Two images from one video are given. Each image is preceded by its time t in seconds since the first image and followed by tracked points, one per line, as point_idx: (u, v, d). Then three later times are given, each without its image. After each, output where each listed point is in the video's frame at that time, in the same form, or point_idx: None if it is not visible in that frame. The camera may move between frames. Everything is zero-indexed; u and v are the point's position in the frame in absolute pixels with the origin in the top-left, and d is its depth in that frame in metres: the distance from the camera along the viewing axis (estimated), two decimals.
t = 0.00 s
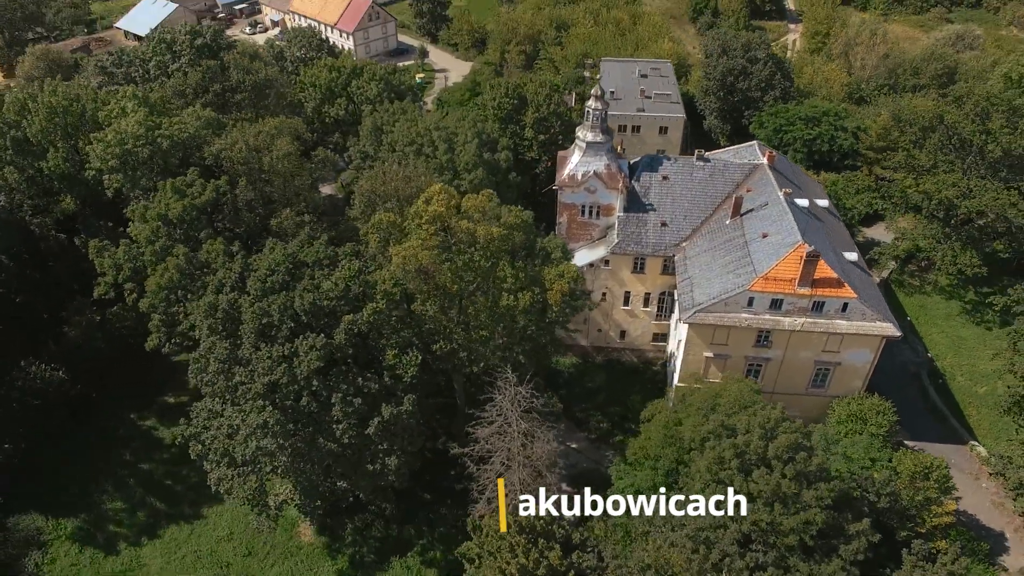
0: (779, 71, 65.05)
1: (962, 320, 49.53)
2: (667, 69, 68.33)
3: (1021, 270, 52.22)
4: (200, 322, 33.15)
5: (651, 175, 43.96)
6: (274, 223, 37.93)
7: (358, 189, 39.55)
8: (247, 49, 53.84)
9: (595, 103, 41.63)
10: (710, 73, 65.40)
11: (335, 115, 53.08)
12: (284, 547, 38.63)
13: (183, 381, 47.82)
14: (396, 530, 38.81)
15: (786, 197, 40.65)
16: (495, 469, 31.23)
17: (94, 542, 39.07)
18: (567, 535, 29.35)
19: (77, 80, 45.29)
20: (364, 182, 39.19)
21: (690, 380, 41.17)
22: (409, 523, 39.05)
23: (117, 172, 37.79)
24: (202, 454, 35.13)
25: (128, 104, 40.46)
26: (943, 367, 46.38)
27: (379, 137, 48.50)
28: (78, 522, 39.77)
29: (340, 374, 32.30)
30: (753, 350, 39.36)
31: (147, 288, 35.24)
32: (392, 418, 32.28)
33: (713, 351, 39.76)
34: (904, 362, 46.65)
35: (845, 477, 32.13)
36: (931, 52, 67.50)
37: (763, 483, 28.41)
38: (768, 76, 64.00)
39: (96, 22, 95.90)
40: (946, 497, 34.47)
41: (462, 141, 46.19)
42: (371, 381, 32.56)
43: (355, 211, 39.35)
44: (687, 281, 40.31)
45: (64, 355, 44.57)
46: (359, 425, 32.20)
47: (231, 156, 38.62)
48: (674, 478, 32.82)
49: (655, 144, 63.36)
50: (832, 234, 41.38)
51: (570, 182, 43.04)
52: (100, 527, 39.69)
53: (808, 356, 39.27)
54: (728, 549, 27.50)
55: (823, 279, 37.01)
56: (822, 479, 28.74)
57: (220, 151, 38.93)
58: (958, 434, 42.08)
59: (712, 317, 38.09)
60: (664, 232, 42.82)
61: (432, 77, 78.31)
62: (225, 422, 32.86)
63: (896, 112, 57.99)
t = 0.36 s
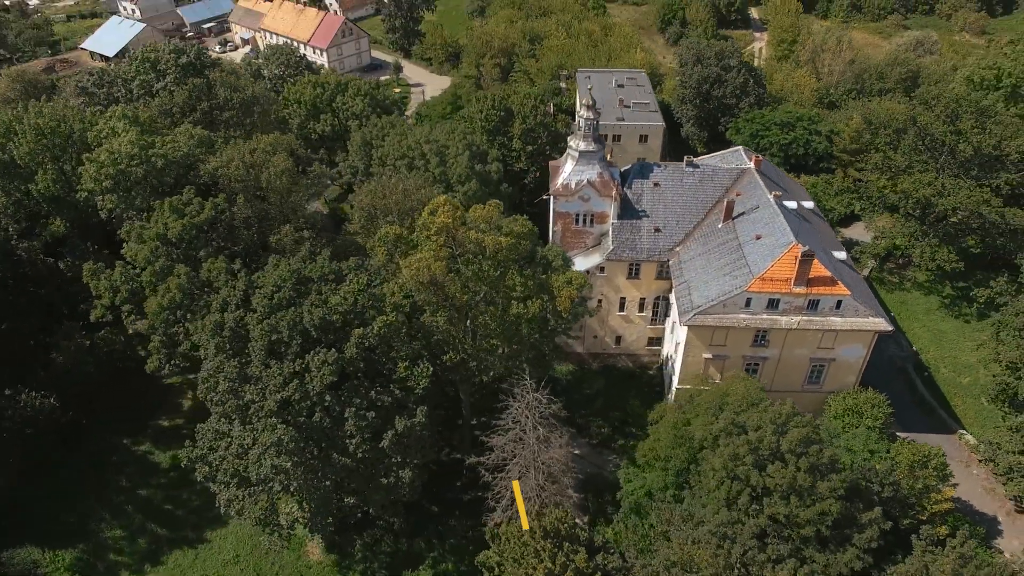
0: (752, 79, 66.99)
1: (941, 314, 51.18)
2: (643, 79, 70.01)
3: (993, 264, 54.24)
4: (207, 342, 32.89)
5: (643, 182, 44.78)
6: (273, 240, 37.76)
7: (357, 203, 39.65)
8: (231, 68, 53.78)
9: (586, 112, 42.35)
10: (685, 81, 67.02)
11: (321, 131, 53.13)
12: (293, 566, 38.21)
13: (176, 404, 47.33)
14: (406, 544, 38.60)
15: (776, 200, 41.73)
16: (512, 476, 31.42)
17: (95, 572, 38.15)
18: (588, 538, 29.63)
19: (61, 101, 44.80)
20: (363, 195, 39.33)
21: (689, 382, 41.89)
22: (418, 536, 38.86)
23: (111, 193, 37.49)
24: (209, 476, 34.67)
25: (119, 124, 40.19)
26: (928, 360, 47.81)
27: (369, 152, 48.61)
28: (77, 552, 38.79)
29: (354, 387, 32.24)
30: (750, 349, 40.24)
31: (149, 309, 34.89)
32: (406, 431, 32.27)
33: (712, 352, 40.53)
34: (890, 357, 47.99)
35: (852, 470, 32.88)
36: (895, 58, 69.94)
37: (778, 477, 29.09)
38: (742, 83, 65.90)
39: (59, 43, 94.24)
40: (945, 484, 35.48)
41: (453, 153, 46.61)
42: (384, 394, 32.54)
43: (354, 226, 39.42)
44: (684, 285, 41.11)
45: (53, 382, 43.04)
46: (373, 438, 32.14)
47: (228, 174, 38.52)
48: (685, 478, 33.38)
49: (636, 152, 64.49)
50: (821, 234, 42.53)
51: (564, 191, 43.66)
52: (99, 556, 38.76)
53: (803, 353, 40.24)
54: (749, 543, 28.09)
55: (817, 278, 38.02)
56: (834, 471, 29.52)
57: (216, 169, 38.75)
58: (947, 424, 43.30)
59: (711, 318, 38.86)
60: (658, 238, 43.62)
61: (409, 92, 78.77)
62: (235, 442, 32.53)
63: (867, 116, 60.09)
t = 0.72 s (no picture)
0: (728, 87, 68.64)
1: (922, 310, 52.72)
2: (621, 89, 71.28)
3: (968, 260, 56.13)
4: (216, 359, 32.64)
5: (635, 189, 45.58)
6: (274, 255, 37.55)
7: (357, 217, 39.72)
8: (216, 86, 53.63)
9: (580, 122, 43.03)
10: (663, 90, 68.43)
11: (309, 147, 53.12)
12: None
13: (170, 426, 46.66)
14: (417, 557, 38.29)
15: (766, 203, 42.81)
16: (529, 482, 31.64)
17: None
18: (611, 541, 29.90)
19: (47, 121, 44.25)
20: (363, 209, 39.41)
21: (689, 384, 42.58)
22: (428, 548, 38.58)
23: (107, 212, 37.23)
24: (218, 497, 34.23)
25: (112, 143, 39.91)
26: (913, 354, 49.22)
27: (360, 166, 48.68)
28: None
29: (368, 399, 32.20)
30: (748, 350, 41.11)
31: (153, 328, 34.55)
32: (421, 441, 32.29)
33: (711, 353, 41.31)
34: (877, 352, 49.20)
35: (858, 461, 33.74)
36: (862, 64, 72.23)
37: (793, 471, 29.81)
38: (719, 91, 67.51)
39: (24, 63, 92.20)
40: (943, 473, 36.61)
41: (446, 165, 46.98)
42: (398, 406, 32.55)
43: (354, 239, 39.46)
44: (681, 289, 41.90)
45: (45, 408, 41.78)
46: (388, 451, 32.12)
47: (227, 191, 38.43)
48: (696, 477, 33.94)
49: (618, 160, 65.53)
50: (810, 235, 43.68)
51: (559, 200, 44.27)
52: None
53: (799, 352, 41.24)
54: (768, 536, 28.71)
55: (812, 277, 39.07)
56: (845, 463, 30.32)
57: (214, 187, 38.57)
58: (936, 415, 44.47)
59: (711, 320, 39.66)
60: (652, 244, 44.40)
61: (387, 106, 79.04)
62: (247, 460, 32.20)
63: (840, 120, 61.98)
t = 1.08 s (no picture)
0: (709, 96, 70.18)
1: (908, 308, 54.12)
2: (605, 99, 72.46)
3: (949, 259, 57.86)
4: (231, 376, 32.50)
5: (633, 198, 46.33)
6: (281, 270, 37.38)
7: (362, 230, 39.83)
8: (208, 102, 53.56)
9: (579, 132, 43.70)
10: (647, 100, 69.71)
11: (303, 162, 53.20)
12: None
13: (171, 446, 46.06)
14: (432, 568, 37.81)
15: (762, 208, 43.84)
16: (550, 487, 31.91)
17: None
18: (635, 542, 30.30)
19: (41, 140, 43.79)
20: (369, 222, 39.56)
21: (693, 387, 43.22)
22: (442, 559, 38.12)
23: (111, 231, 36.97)
24: (233, 515, 33.93)
25: (112, 161, 39.69)
26: (903, 352, 50.46)
27: (357, 179, 48.78)
28: None
29: (387, 411, 32.25)
30: (750, 352, 41.92)
31: (163, 347, 34.30)
32: (440, 451, 32.40)
33: (714, 356, 42.04)
34: (869, 351, 50.29)
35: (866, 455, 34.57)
36: (837, 72, 74.31)
37: (809, 466, 30.55)
38: (701, 100, 69.03)
39: None
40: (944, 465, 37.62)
41: (445, 177, 47.39)
42: (416, 417, 32.64)
43: (360, 252, 39.53)
44: (683, 294, 42.65)
45: (45, 431, 40.98)
46: (408, 462, 32.16)
47: (232, 207, 38.42)
48: (710, 478, 34.48)
49: (605, 170, 66.52)
50: (804, 238, 44.79)
51: (559, 209, 44.80)
52: None
53: (799, 352, 42.14)
54: (789, 532, 29.33)
55: (811, 279, 40.07)
56: (858, 458, 31.09)
57: (218, 203, 38.48)
58: (930, 411, 45.56)
59: (714, 324, 40.43)
60: (651, 251, 45.15)
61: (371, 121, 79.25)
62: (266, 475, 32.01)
63: (821, 127, 63.72)
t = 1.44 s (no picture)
0: (694, 105, 71.65)
1: (898, 309, 55.42)
2: (591, 111, 73.59)
3: (933, 260, 59.54)
4: (250, 391, 32.39)
5: (632, 206, 47.07)
6: (290, 284, 37.28)
7: (370, 242, 39.96)
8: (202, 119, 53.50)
9: (580, 143, 44.38)
10: (634, 111, 70.92)
11: (300, 177, 53.28)
12: None
13: (175, 466, 45.54)
14: None
15: (760, 213, 44.80)
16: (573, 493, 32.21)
17: None
18: (660, 543, 30.68)
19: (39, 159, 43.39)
20: (377, 234, 39.74)
21: (698, 391, 43.85)
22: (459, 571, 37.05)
23: (119, 248, 36.75)
24: (252, 531, 33.69)
25: (116, 179, 39.48)
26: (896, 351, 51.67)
27: (357, 193, 48.93)
28: None
29: (408, 421, 32.35)
30: (754, 354, 42.71)
31: (177, 364, 34.09)
32: (462, 460, 32.52)
33: (718, 359, 42.75)
34: (863, 351, 51.38)
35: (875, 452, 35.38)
36: (816, 80, 76.25)
37: (826, 463, 31.31)
38: (686, 110, 70.44)
39: None
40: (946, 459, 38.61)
41: (446, 189, 47.80)
42: (437, 427, 32.76)
43: (369, 265, 39.66)
44: (686, 299, 43.38)
45: (47, 453, 40.20)
46: (430, 472, 32.22)
47: (240, 222, 38.39)
48: (725, 479, 35.03)
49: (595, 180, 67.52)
50: (801, 241, 45.82)
51: (561, 219, 45.34)
52: None
53: (801, 353, 43.02)
54: (810, 528, 29.94)
55: (812, 281, 41.02)
56: (872, 454, 31.88)
57: (226, 219, 38.42)
58: (926, 407, 46.68)
59: (719, 327, 41.16)
60: (653, 258, 45.88)
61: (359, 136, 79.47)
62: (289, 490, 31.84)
63: (805, 134, 65.37)
